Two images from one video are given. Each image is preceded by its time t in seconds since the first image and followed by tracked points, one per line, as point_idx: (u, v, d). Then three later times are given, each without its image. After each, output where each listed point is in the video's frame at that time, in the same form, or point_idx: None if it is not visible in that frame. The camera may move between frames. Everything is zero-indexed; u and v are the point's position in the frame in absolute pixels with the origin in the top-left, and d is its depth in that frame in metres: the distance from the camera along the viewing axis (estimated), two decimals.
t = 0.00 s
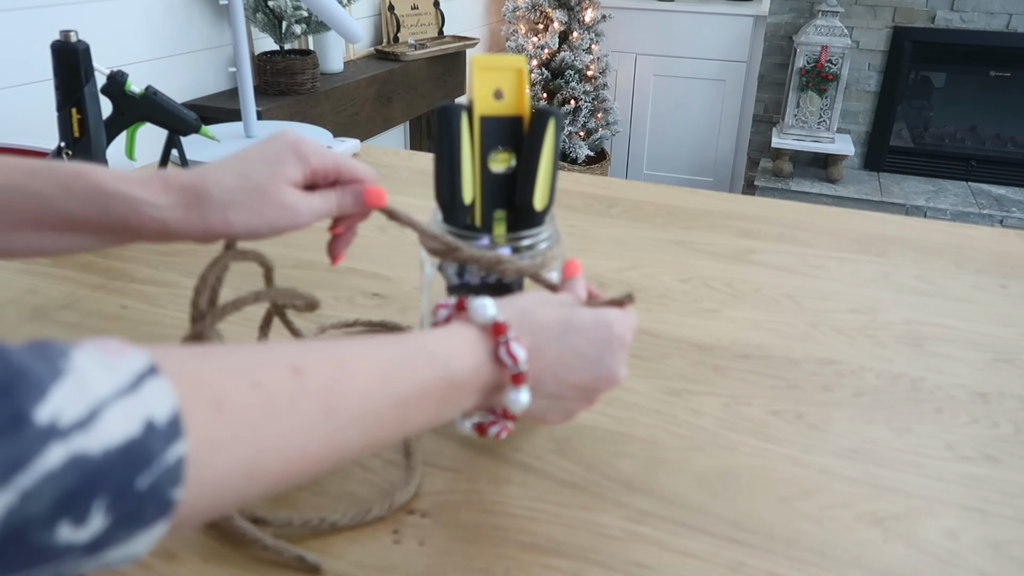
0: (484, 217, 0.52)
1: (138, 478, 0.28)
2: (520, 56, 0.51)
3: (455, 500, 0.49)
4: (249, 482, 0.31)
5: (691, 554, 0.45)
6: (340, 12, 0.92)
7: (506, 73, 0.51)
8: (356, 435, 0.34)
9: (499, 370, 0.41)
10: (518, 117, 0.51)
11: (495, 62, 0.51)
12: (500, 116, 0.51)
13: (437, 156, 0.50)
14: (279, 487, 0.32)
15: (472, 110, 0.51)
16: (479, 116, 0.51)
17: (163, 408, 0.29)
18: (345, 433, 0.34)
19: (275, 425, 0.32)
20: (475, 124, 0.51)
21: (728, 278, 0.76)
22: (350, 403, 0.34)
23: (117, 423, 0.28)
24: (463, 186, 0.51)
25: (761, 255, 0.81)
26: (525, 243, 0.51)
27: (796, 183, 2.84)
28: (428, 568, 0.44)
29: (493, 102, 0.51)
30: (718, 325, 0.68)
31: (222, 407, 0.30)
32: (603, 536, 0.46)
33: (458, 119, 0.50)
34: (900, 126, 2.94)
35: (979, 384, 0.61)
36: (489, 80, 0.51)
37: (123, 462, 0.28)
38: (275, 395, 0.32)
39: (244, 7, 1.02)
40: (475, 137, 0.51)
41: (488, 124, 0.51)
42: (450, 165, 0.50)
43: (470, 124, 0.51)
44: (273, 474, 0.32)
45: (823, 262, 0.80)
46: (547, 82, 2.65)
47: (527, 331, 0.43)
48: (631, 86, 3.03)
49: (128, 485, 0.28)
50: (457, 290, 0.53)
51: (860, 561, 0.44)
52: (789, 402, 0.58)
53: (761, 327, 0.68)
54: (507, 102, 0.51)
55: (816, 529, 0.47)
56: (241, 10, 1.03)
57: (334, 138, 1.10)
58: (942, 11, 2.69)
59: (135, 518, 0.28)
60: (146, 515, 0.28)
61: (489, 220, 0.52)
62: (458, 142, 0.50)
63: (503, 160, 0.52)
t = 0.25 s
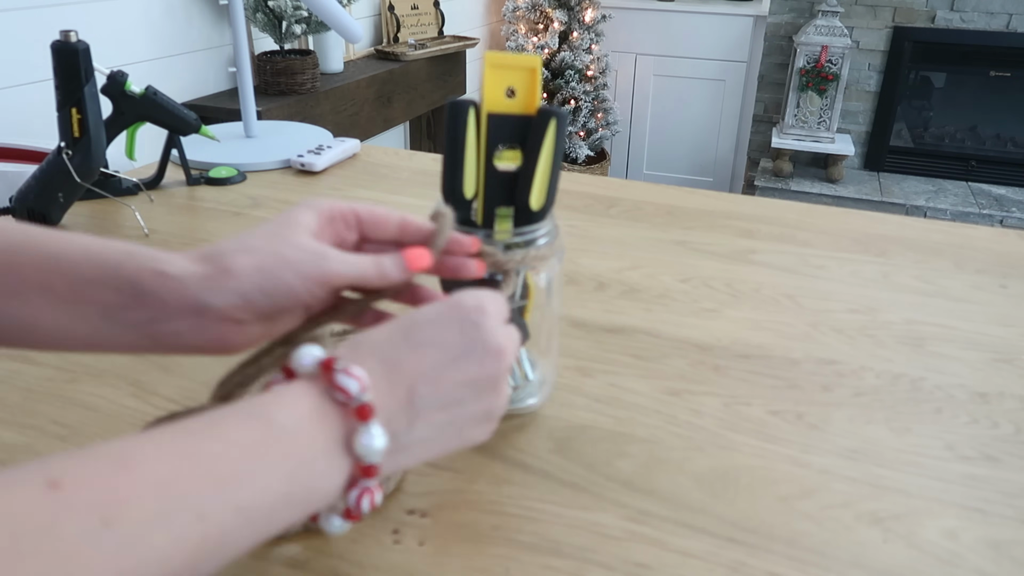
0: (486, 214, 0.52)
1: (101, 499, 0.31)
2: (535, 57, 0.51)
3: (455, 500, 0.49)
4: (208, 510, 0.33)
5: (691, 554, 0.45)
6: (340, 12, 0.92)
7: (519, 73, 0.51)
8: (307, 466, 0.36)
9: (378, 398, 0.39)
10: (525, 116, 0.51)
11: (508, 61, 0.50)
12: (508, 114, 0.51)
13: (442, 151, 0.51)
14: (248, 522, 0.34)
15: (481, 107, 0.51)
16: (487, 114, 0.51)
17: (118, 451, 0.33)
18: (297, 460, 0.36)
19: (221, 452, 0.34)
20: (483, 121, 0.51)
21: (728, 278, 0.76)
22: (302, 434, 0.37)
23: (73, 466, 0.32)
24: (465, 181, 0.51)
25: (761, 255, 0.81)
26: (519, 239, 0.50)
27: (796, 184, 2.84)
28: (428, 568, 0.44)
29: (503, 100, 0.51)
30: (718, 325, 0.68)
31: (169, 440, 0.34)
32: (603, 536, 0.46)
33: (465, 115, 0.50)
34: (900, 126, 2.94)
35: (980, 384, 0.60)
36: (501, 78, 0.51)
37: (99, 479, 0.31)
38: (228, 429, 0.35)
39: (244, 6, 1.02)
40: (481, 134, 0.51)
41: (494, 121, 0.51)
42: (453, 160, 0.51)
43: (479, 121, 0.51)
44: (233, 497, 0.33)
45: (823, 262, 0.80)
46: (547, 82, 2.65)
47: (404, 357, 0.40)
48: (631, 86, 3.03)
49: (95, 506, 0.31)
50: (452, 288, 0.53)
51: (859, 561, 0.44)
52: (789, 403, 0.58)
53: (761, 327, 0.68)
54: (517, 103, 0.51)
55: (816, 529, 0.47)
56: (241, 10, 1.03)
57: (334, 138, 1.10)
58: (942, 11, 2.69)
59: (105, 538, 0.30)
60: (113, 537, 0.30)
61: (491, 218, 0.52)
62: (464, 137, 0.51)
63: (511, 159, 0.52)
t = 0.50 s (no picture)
0: (495, 218, 0.52)
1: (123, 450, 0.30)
2: (554, 62, 0.49)
3: (455, 500, 0.49)
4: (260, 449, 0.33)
5: (690, 554, 0.45)
6: (341, 12, 0.92)
7: (535, 78, 0.50)
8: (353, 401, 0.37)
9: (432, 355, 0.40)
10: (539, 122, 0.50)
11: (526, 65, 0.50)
12: (522, 120, 0.51)
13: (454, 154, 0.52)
14: (284, 456, 0.34)
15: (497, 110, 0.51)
16: (500, 118, 0.51)
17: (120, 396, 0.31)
18: (334, 399, 0.36)
19: (219, 396, 0.32)
20: (496, 124, 0.51)
21: (728, 278, 0.76)
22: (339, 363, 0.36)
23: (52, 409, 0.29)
24: (473, 184, 0.52)
25: (761, 255, 0.81)
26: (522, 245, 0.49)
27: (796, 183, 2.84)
28: (428, 568, 0.44)
29: (518, 104, 0.51)
30: (718, 325, 0.68)
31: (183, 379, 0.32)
32: (602, 536, 0.46)
33: (477, 119, 0.51)
34: (900, 126, 2.94)
35: (979, 384, 0.61)
36: (518, 81, 0.50)
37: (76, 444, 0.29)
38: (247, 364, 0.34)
39: (244, 7, 1.02)
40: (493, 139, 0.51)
41: (505, 126, 0.51)
42: (462, 162, 0.52)
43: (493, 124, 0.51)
44: (270, 436, 0.33)
45: (823, 262, 0.80)
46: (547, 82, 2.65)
47: (424, 309, 0.42)
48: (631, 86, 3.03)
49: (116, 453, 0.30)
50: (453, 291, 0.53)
51: (859, 561, 0.44)
52: (789, 403, 0.58)
53: (761, 327, 0.68)
54: (530, 108, 0.51)
55: (816, 529, 0.47)
56: (241, 10, 1.03)
57: (334, 138, 1.10)
58: (942, 11, 2.69)
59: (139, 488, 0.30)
60: (154, 485, 0.30)
61: (499, 222, 0.52)
62: (475, 141, 0.51)
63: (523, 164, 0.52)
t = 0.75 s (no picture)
0: (493, 217, 0.53)
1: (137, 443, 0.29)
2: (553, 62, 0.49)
3: (455, 500, 0.49)
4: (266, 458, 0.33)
5: (691, 554, 0.45)
6: (341, 12, 0.92)
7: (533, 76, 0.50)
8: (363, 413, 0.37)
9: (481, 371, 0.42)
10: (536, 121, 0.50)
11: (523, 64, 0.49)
12: (519, 118, 0.51)
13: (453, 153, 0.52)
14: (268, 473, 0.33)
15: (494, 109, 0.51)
16: (498, 116, 0.51)
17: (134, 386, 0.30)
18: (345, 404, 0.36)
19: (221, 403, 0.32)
20: (494, 124, 0.51)
21: (728, 278, 0.76)
22: (357, 375, 0.36)
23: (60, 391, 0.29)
24: (473, 184, 0.52)
25: (761, 255, 0.81)
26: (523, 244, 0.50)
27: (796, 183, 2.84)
28: (428, 568, 0.44)
29: (517, 104, 0.50)
30: (719, 325, 0.68)
31: (196, 372, 0.32)
32: (603, 536, 0.46)
33: (477, 118, 0.51)
34: (900, 126, 2.94)
35: (980, 384, 0.60)
36: (517, 81, 0.50)
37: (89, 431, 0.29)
38: (262, 364, 0.34)
39: (244, 7, 1.02)
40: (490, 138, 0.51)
41: (504, 126, 0.51)
42: (461, 161, 0.52)
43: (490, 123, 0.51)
44: (274, 442, 0.33)
45: (823, 262, 0.80)
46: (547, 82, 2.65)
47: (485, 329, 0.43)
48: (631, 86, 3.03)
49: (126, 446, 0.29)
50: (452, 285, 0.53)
51: (859, 561, 0.44)
52: (789, 403, 0.58)
53: (761, 327, 0.68)
54: (529, 107, 0.50)
55: (817, 529, 0.47)
56: (241, 10, 1.03)
57: (334, 138, 1.10)
58: (942, 11, 2.69)
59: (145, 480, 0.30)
60: (158, 482, 0.30)
61: (499, 221, 0.53)
62: (474, 140, 0.51)
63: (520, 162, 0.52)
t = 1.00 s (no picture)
0: (495, 216, 0.52)
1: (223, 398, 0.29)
2: (556, 60, 0.48)
3: (456, 499, 0.49)
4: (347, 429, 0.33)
5: (690, 554, 0.45)
6: (341, 12, 0.92)
7: (536, 76, 0.49)
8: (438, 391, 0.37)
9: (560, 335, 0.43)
10: (539, 122, 0.50)
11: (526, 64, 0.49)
12: (522, 119, 0.50)
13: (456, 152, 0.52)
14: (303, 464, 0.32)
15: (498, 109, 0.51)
16: (499, 116, 0.50)
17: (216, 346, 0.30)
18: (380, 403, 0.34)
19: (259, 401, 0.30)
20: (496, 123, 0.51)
21: (728, 278, 0.76)
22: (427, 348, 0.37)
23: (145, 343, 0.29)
24: (474, 181, 0.52)
25: (761, 255, 0.81)
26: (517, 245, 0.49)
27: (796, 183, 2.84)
28: (428, 568, 0.44)
29: (518, 103, 0.50)
30: (718, 325, 0.68)
31: (271, 340, 0.32)
32: (603, 535, 0.46)
33: (478, 116, 0.51)
34: (900, 126, 2.94)
35: (980, 384, 0.61)
36: (519, 81, 0.49)
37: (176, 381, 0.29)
38: (334, 337, 0.34)
39: (244, 7, 1.02)
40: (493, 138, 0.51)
41: (505, 125, 0.50)
42: (462, 159, 0.52)
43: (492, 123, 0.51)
44: (352, 410, 0.33)
45: (823, 262, 0.80)
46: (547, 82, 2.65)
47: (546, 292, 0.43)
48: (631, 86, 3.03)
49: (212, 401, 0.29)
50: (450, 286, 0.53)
51: (859, 561, 0.44)
52: (789, 403, 0.58)
53: (761, 327, 0.68)
54: (530, 107, 0.50)
55: (817, 529, 0.47)
56: (241, 10, 1.03)
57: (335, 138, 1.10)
58: (942, 11, 2.69)
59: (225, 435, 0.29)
60: (237, 437, 0.30)
61: (499, 220, 0.52)
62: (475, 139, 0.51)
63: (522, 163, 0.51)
